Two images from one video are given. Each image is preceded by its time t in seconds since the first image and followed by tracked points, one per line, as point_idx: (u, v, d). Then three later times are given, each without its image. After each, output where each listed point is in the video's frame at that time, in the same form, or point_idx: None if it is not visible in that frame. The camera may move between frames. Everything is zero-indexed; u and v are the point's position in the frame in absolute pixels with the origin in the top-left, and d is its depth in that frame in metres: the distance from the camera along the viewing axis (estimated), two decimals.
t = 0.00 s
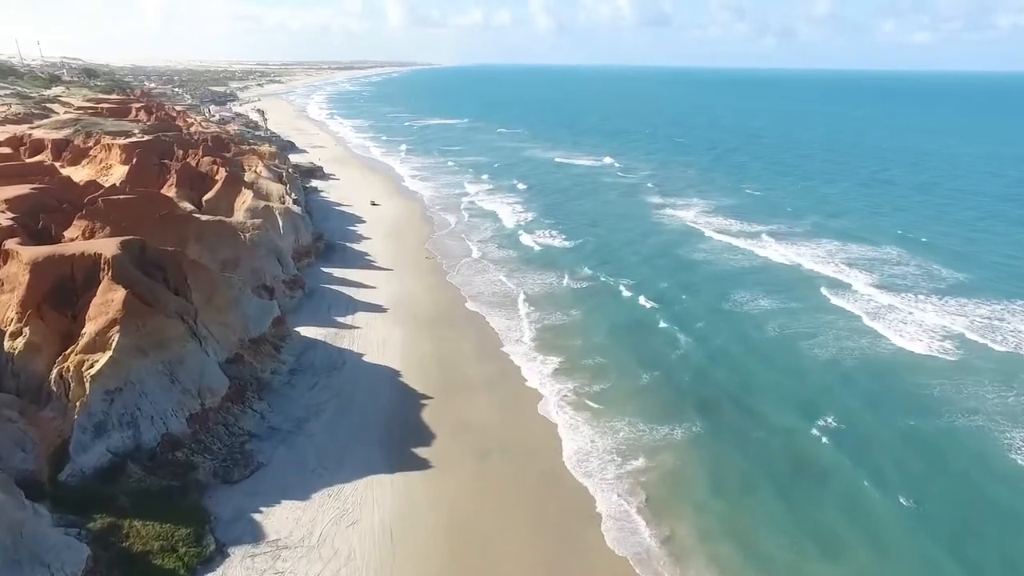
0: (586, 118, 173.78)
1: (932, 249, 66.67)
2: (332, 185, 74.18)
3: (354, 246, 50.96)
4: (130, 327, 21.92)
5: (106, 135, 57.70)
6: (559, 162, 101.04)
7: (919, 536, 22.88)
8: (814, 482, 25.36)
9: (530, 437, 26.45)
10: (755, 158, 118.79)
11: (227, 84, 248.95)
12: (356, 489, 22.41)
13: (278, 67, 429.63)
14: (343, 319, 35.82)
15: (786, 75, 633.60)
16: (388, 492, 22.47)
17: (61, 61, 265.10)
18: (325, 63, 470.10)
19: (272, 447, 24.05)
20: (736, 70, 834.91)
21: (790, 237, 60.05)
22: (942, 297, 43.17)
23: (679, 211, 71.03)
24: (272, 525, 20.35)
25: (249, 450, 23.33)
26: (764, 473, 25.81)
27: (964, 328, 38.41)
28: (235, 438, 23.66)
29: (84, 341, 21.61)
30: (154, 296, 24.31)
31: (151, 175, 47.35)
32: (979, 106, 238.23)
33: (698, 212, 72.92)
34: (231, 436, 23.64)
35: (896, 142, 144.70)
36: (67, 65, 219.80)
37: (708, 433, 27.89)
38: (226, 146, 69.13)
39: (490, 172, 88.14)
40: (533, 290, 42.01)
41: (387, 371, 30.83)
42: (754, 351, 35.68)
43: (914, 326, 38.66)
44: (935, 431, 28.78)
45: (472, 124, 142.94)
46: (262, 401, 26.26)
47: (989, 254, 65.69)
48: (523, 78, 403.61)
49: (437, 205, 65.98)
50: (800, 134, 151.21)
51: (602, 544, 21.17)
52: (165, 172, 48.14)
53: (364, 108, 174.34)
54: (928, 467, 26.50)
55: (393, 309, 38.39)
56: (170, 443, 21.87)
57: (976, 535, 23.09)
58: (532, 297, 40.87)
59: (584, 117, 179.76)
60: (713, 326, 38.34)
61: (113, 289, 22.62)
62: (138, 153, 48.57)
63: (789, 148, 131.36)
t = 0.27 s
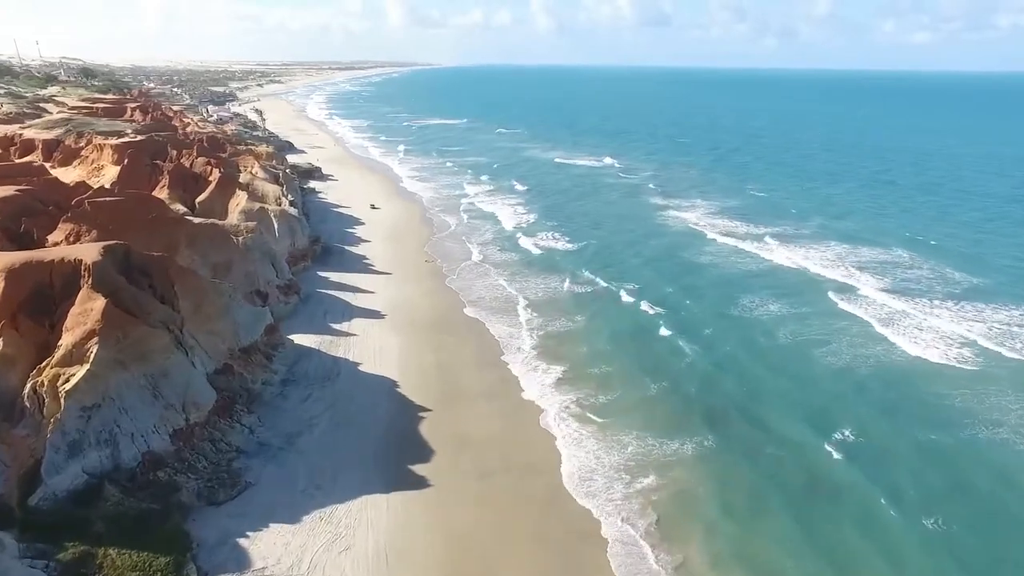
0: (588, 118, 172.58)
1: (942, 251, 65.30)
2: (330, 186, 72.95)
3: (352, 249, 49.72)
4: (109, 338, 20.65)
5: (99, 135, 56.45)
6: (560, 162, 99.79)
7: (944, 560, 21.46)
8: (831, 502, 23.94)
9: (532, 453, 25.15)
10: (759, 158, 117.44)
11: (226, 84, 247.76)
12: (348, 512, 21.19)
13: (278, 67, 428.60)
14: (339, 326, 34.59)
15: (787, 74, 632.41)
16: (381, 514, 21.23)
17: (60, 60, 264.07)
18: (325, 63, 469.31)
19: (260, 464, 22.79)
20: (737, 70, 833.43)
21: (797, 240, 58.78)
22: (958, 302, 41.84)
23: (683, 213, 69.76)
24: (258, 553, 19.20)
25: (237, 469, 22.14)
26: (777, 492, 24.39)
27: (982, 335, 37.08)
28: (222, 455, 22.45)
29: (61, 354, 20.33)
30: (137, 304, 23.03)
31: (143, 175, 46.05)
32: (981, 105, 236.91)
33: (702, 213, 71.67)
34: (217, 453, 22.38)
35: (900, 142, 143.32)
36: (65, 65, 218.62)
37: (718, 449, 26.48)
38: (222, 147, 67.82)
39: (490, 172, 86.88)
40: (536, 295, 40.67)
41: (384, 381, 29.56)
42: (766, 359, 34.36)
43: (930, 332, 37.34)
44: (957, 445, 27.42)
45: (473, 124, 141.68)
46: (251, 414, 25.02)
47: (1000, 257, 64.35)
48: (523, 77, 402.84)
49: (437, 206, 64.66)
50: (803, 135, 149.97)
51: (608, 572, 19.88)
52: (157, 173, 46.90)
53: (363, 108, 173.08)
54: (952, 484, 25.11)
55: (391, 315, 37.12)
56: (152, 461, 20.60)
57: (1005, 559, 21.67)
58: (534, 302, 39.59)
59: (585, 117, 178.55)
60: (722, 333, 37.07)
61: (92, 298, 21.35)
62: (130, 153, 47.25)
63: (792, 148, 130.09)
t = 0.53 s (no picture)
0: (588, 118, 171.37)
1: (950, 252, 64.17)
2: (327, 187, 71.70)
3: (349, 252, 48.46)
4: (87, 350, 19.36)
5: (91, 135, 55.17)
6: (561, 163, 98.53)
7: None
8: (848, 526, 22.50)
9: (535, 471, 23.84)
10: (761, 158, 116.37)
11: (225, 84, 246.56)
12: (340, 537, 19.96)
13: (278, 67, 427.44)
14: (334, 333, 33.31)
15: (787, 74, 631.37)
16: (375, 541, 19.96)
17: (58, 60, 262.96)
18: (325, 63, 468.57)
19: (247, 485, 21.50)
20: (737, 70, 832.54)
21: (805, 242, 57.49)
22: (974, 307, 40.54)
23: (686, 214, 68.52)
24: None
25: (222, 489, 20.92)
26: (791, 514, 23.01)
27: (1001, 342, 35.77)
28: (206, 474, 21.18)
29: (35, 366, 19.02)
30: (118, 314, 21.75)
31: (134, 176, 44.71)
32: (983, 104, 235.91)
33: (706, 215, 70.41)
34: (201, 473, 21.10)
35: (903, 142, 142.21)
36: (63, 65, 217.32)
37: (728, 467, 25.12)
38: (218, 147, 66.51)
39: (490, 173, 85.63)
40: (538, 300, 39.41)
41: (380, 393, 28.28)
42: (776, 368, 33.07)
43: (947, 339, 36.04)
44: (983, 461, 26.08)
45: (472, 124, 140.45)
46: (239, 429, 23.74)
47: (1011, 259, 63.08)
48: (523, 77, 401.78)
49: (437, 208, 63.44)
50: (806, 134, 148.81)
51: None
52: (148, 174, 45.61)
53: (362, 108, 171.83)
54: (979, 504, 23.72)
55: (389, 321, 35.83)
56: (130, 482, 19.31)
57: None
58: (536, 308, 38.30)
59: (585, 117, 177.34)
60: (731, 340, 35.79)
61: (68, 307, 20.04)
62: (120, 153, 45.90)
63: (795, 148, 128.89)
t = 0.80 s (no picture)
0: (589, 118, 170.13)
1: (959, 254, 62.89)
2: (325, 188, 70.45)
3: (346, 255, 47.16)
4: (60, 365, 18.10)
5: (82, 135, 53.88)
6: (562, 163, 97.23)
7: None
8: (869, 551, 21.08)
9: (539, 492, 22.52)
10: (764, 158, 115.02)
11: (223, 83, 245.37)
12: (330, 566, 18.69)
13: (276, 66, 427.44)
14: (328, 341, 32.01)
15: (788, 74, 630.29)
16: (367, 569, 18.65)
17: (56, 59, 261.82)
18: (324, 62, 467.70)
19: (232, 509, 20.20)
20: (737, 70, 831.62)
21: (813, 244, 56.19)
22: (991, 312, 39.21)
23: (690, 215, 67.23)
24: None
25: (205, 512, 19.67)
26: (808, 538, 21.67)
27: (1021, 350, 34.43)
28: (188, 496, 19.90)
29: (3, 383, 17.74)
30: (96, 325, 20.45)
31: (125, 177, 43.39)
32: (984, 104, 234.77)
33: (711, 216, 69.13)
34: (183, 494, 19.78)
35: (907, 142, 140.94)
36: (61, 65, 215.97)
37: (741, 486, 23.74)
38: (213, 147, 65.21)
39: (490, 173, 84.36)
40: (540, 305, 38.10)
41: (376, 405, 26.98)
42: (789, 377, 31.75)
43: (965, 347, 34.71)
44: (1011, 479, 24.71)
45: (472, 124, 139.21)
46: (226, 446, 22.44)
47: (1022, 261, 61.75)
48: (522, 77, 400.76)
49: (436, 209, 62.15)
50: (808, 134, 147.56)
51: None
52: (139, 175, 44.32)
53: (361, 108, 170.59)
54: (1010, 526, 22.35)
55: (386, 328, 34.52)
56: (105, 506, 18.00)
57: None
58: (539, 313, 36.99)
59: (586, 117, 176.09)
60: (741, 348, 34.50)
61: (41, 318, 18.77)
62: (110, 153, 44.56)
63: (798, 148, 127.59)
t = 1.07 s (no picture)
0: (590, 118, 168.97)
1: (969, 257, 61.64)
2: (322, 189, 69.21)
3: (343, 257, 45.91)
4: (30, 380, 16.79)
5: (73, 135, 52.60)
6: (563, 163, 96.00)
7: None
8: None
9: (543, 515, 21.21)
10: (768, 159, 113.75)
11: (223, 83, 244.18)
12: None
13: (276, 66, 426.80)
14: (322, 349, 30.73)
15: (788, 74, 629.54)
16: None
17: (56, 59, 261.48)
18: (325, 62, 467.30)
19: (216, 535, 18.93)
20: (736, 70, 831.14)
21: (822, 247, 54.85)
22: (1009, 318, 37.87)
23: (695, 217, 66.01)
24: None
25: (187, 539, 18.39)
26: (828, 563, 20.38)
27: None
28: (169, 520, 18.59)
29: None
30: (73, 336, 19.16)
31: (115, 178, 42.10)
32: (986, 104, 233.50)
33: (715, 218, 67.90)
34: (164, 519, 18.47)
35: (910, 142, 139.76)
36: (59, 65, 214.64)
37: (757, 506, 22.45)
38: (208, 147, 63.93)
39: (491, 174, 83.08)
40: (543, 311, 36.81)
41: (372, 419, 25.67)
42: (803, 388, 30.46)
43: (985, 355, 33.37)
44: None
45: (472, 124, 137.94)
46: (211, 464, 21.15)
47: None
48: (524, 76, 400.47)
49: (435, 211, 60.88)
50: (811, 134, 146.30)
51: None
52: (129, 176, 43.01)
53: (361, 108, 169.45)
54: None
55: (383, 335, 33.25)
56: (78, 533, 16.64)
57: None
58: (542, 319, 35.73)
59: (587, 117, 174.91)
60: (752, 355, 33.21)
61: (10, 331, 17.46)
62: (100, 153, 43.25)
63: (801, 148, 126.33)
